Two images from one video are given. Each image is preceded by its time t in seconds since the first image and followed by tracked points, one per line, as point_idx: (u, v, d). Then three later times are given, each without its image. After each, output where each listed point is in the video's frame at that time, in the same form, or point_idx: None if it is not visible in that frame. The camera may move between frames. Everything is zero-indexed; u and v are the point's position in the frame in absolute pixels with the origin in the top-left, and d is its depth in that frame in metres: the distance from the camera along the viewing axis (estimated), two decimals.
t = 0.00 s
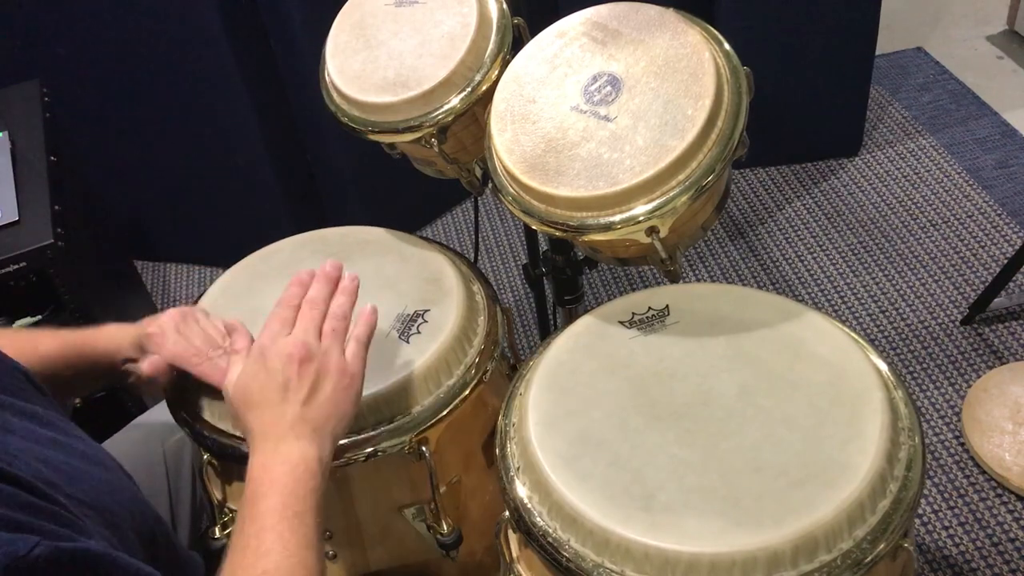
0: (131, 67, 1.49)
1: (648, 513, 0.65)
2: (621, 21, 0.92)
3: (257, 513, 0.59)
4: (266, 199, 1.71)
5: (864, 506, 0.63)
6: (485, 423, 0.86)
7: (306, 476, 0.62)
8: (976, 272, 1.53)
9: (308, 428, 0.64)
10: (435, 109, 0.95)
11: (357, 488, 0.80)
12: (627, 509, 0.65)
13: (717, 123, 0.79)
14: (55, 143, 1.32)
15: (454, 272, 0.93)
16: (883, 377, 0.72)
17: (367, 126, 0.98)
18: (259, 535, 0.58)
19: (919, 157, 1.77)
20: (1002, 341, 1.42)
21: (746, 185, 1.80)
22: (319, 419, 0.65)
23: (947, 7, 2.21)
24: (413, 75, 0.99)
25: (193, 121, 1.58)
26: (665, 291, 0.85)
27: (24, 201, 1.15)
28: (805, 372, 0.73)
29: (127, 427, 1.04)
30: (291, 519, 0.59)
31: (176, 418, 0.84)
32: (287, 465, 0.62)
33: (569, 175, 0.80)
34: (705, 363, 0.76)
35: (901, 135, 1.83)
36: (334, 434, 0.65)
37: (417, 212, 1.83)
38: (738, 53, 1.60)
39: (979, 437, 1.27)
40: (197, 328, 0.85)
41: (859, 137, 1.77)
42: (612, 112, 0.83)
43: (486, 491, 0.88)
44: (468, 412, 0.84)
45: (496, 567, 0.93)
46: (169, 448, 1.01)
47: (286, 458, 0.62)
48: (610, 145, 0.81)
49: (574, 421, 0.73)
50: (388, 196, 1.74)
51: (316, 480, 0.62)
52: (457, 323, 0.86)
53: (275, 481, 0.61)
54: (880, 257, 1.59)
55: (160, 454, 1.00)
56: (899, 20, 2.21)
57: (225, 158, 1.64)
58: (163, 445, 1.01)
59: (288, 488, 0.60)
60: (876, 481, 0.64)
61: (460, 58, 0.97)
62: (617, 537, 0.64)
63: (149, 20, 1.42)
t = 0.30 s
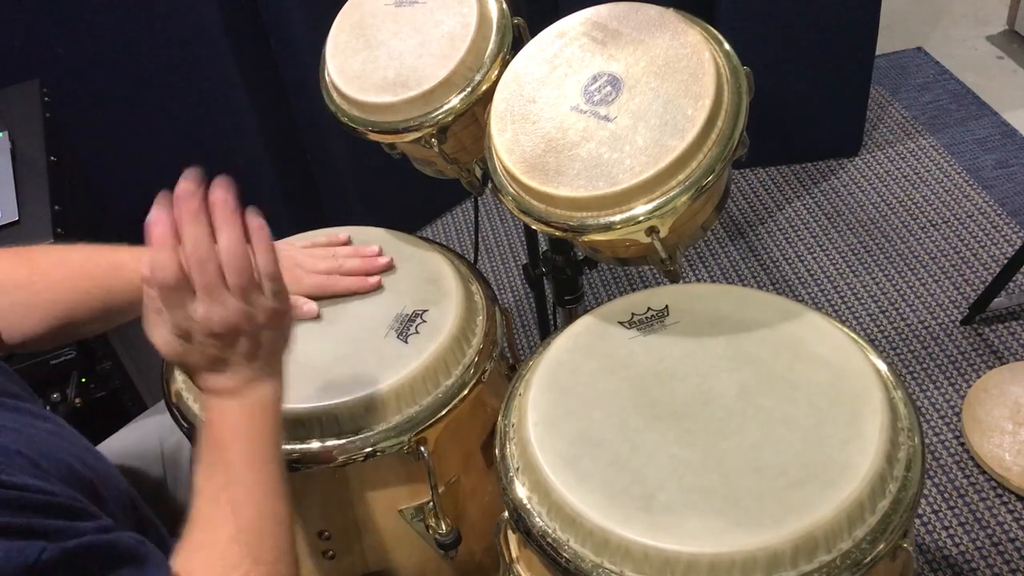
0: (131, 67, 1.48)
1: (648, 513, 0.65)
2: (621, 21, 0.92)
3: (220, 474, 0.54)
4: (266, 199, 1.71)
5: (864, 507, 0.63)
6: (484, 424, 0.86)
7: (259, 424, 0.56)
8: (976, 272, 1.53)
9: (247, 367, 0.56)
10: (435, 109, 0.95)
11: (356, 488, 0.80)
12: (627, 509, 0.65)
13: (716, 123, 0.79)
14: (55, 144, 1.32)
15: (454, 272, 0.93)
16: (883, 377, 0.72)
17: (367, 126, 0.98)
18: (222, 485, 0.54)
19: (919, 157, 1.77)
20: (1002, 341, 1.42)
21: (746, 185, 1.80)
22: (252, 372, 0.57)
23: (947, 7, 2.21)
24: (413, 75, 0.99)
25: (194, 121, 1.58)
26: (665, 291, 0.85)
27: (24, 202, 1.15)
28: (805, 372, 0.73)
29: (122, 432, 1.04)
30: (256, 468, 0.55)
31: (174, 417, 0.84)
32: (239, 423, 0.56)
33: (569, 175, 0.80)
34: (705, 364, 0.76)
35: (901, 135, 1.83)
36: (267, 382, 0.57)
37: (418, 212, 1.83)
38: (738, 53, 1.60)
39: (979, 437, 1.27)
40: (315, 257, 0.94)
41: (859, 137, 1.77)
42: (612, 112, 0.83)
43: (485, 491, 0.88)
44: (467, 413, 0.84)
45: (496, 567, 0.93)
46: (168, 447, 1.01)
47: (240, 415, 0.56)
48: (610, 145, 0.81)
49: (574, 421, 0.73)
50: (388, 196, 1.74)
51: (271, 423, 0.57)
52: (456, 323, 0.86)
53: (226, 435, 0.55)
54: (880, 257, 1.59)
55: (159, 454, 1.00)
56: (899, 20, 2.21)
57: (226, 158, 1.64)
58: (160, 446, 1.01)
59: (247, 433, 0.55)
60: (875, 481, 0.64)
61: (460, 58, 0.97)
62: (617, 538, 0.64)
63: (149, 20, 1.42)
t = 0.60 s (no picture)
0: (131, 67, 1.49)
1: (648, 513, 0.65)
2: (621, 21, 0.92)
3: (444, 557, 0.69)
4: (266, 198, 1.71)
5: (863, 506, 0.63)
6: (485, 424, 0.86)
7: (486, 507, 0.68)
8: (976, 272, 1.53)
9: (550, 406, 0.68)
10: (435, 109, 0.95)
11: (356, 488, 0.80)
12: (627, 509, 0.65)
13: (716, 124, 0.79)
14: (55, 144, 1.33)
15: (454, 272, 0.93)
16: (883, 377, 0.72)
17: (367, 125, 0.98)
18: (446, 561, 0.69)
19: (919, 157, 1.77)
20: (1002, 341, 1.42)
21: (746, 185, 1.80)
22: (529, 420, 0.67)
23: (947, 7, 2.21)
24: (413, 75, 0.99)
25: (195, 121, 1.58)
26: (665, 291, 0.85)
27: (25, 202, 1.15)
28: (805, 372, 0.73)
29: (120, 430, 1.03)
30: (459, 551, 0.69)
31: (172, 416, 0.84)
32: (473, 530, 0.69)
33: (569, 175, 0.80)
34: (705, 364, 0.76)
35: (902, 135, 1.83)
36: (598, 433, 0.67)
37: (417, 212, 1.83)
38: (738, 53, 1.60)
39: (979, 437, 1.27)
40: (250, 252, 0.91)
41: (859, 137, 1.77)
42: (612, 112, 0.83)
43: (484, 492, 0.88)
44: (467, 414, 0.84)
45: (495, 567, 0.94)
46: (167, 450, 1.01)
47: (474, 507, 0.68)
48: (610, 145, 0.81)
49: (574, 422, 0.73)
50: (388, 196, 1.74)
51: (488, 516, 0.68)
52: (456, 323, 0.86)
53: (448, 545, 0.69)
54: (880, 258, 1.59)
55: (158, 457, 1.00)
56: (899, 20, 2.21)
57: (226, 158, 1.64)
58: (159, 449, 1.00)
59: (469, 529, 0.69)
60: (875, 481, 0.64)
61: (460, 58, 0.97)
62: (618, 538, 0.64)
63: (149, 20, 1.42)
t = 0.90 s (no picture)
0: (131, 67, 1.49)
1: (647, 514, 0.65)
2: (618, 19, 0.92)
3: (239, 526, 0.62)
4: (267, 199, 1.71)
5: (863, 507, 0.63)
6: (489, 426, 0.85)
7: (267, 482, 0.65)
8: (976, 272, 1.53)
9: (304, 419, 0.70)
10: (433, 109, 0.96)
11: (355, 489, 0.80)
12: (626, 510, 0.65)
13: (710, 119, 0.79)
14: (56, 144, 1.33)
15: (454, 272, 0.93)
16: (882, 377, 0.72)
17: (367, 126, 0.98)
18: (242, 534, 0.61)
19: (918, 157, 1.77)
20: (1002, 342, 1.42)
21: (746, 185, 1.80)
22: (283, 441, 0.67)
23: (947, 6, 2.21)
24: (412, 75, 0.99)
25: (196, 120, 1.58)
26: (665, 291, 0.85)
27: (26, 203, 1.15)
28: (805, 373, 0.73)
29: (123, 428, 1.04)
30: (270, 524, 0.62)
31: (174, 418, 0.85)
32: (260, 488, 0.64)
33: (562, 172, 0.80)
34: (705, 365, 0.76)
35: (901, 135, 1.83)
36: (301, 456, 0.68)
37: (417, 212, 1.83)
38: (738, 53, 1.60)
39: (979, 437, 1.27)
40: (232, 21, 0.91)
41: (859, 137, 1.77)
42: (606, 109, 0.83)
43: (486, 492, 0.88)
44: (467, 415, 0.84)
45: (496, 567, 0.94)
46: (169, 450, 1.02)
47: (253, 488, 0.64)
48: (603, 142, 0.81)
49: (574, 422, 0.73)
50: (388, 196, 1.74)
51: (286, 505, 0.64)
52: (456, 323, 0.86)
53: (244, 513, 0.63)
54: (880, 258, 1.59)
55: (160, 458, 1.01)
56: (899, 20, 2.21)
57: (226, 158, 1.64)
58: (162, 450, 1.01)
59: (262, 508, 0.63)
60: (875, 481, 0.64)
61: (459, 58, 0.97)
62: (617, 539, 0.64)
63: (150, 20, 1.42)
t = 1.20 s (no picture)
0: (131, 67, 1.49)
1: (649, 513, 0.65)
2: (619, 19, 0.92)
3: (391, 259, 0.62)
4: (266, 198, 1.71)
5: (864, 507, 0.63)
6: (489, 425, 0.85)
7: (412, 225, 0.63)
8: (977, 272, 1.53)
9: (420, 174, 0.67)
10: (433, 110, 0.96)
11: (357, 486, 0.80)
12: (628, 509, 0.65)
13: (710, 121, 0.79)
14: (55, 144, 1.33)
15: (454, 270, 0.93)
16: (883, 377, 0.72)
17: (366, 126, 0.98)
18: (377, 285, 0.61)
19: (919, 157, 1.77)
20: (1002, 341, 1.42)
21: (746, 185, 1.80)
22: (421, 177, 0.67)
23: (947, 7, 2.21)
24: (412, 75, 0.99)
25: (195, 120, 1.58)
26: (666, 291, 0.85)
27: (25, 203, 1.15)
28: (806, 372, 0.73)
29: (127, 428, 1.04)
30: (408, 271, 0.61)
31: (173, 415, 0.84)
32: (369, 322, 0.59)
33: (563, 173, 0.80)
34: (705, 364, 0.76)
35: (901, 135, 1.83)
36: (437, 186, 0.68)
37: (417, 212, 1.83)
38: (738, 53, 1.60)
39: (979, 437, 1.27)
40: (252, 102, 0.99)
41: (859, 137, 1.77)
42: (607, 110, 0.83)
43: (487, 490, 0.88)
44: (468, 413, 0.84)
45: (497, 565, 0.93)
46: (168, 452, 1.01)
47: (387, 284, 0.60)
48: (604, 143, 0.81)
49: (574, 421, 0.73)
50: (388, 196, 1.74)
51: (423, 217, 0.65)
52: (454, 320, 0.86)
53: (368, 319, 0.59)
54: (880, 258, 1.59)
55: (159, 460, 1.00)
56: (899, 20, 2.21)
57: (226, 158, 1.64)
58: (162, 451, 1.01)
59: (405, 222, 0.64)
60: (876, 481, 0.64)
61: (460, 58, 0.97)
62: (618, 537, 0.64)
63: (149, 20, 1.42)
